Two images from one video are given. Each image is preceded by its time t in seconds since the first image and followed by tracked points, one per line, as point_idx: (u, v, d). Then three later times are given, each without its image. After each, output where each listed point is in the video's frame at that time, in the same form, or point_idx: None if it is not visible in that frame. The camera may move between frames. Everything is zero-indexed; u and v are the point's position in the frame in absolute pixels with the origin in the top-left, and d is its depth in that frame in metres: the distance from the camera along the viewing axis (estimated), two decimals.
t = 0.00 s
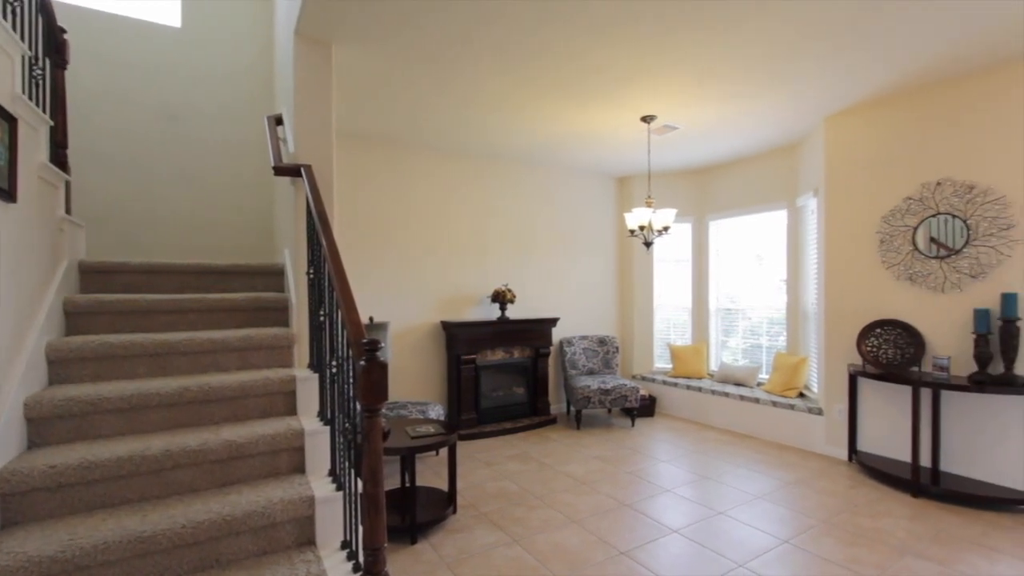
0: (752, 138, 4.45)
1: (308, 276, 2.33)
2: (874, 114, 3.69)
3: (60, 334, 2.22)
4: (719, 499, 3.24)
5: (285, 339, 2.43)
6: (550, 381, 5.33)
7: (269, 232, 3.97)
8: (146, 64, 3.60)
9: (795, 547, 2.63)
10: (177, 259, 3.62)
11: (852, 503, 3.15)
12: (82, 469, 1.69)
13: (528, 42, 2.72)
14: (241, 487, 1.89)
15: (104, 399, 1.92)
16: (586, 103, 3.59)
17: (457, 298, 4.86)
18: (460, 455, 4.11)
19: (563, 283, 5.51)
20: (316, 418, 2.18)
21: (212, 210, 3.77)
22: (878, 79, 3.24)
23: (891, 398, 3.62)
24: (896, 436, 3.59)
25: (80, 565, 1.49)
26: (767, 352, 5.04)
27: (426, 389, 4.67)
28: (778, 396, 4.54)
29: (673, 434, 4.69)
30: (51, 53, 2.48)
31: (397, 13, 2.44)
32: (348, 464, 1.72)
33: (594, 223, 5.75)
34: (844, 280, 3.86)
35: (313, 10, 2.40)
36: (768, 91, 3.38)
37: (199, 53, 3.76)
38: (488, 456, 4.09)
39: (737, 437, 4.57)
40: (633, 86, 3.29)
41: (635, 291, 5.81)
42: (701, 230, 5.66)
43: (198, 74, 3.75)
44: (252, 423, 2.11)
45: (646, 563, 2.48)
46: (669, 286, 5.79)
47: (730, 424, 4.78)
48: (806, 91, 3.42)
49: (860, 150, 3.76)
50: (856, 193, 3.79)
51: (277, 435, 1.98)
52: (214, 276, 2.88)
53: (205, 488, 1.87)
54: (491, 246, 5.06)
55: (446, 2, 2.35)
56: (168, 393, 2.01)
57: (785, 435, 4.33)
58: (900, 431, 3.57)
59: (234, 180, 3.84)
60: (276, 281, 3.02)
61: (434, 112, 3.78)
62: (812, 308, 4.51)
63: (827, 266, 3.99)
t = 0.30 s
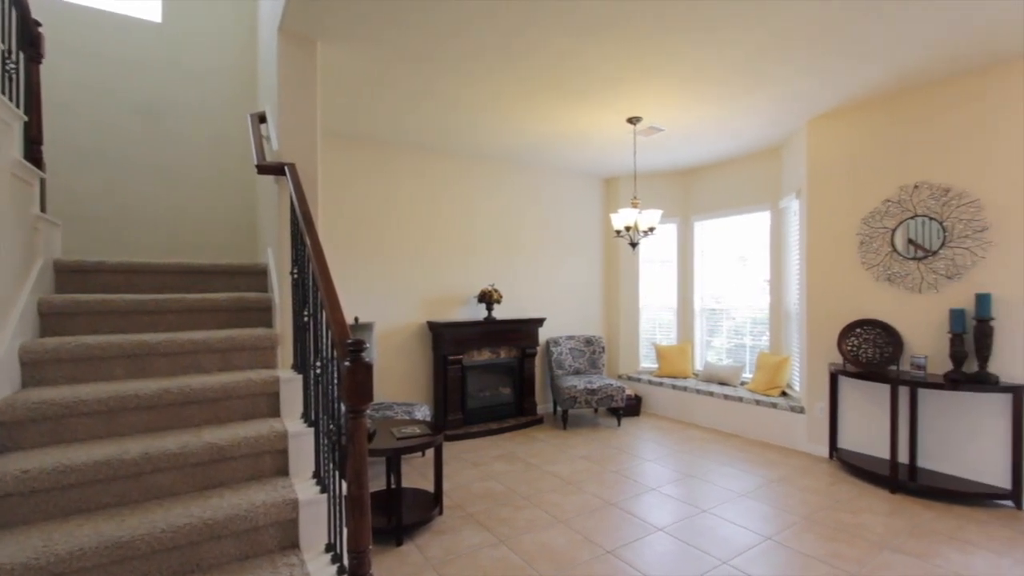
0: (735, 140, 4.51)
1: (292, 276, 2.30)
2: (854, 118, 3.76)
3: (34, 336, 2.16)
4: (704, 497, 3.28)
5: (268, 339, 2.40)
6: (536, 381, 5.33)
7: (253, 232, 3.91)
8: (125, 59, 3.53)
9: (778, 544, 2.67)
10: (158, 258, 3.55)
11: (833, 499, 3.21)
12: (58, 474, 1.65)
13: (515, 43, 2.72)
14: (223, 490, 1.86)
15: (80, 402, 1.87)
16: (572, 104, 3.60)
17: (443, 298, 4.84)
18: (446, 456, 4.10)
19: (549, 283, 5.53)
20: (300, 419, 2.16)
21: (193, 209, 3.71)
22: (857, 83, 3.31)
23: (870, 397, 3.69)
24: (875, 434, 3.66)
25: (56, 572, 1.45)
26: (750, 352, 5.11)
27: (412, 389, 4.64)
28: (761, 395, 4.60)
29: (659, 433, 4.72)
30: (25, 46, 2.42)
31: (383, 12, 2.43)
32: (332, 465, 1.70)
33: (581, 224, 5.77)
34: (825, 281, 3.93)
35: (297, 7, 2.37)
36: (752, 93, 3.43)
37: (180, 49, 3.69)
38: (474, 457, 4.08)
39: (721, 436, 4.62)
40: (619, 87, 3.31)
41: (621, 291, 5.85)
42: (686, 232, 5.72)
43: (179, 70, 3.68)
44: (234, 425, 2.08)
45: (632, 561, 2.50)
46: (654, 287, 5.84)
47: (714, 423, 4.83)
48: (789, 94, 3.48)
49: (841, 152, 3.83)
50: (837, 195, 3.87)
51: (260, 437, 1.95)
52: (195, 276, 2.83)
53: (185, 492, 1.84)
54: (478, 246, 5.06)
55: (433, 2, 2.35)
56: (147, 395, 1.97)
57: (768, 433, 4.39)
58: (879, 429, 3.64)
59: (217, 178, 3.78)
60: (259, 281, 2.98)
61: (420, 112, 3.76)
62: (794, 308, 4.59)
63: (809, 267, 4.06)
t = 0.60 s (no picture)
0: (717, 142, 4.57)
1: (272, 276, 2.26)
2: (830, 122, 3.85)
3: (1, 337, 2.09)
4: (686, 495, 3.31)
5: (248, 340, 2.36)
6: (521, 381, 5.34)
7: (232, 231, 3.85)
8: (99, 53, 3.44)
9: (758, 540, 2.71)
10: (134, 257, 3.47)
11: (812, 496, 3.27)
12: (26, 480, 1.59)
13: (499, 43, 2.72)
14: (201, 494, 1.82)
15: (51, 405, 1.82)
16: (556, 105, 3.61)
17: (427, 298, 4.82)
18: (430, 457, 4.08)
19: (534, 283, 5.54)
20: (280, 422, 2.12)
21: (171, 207, 3.63)
22: (834, 88, 3.38)
23: (847, 395, 3.77)
24: (852, 431, 3.74)
25: None
26: (731, 351, 5.18)
27: (396, 390, 4.61)
28: (742, 394, 4.67)
29: (642, 432, 4.77)
30: None
31: (365, 9, 2.41)
32: (313, 468, 1.68)
33: (565, 224, 5.80)
34: (804, 281, 4.01)
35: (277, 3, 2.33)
36: (733, 95, 3.47)
37: (156, 44, 3.61)
38: (458, 457, 4.07)
39: (703, 434, 4.68)
40: (603, 89, 3.33)
41: (605, 291, 5.89)
42: (669, 232, 5.78)
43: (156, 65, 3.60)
44: (212, 427, 2.04)
45: (615, 560, 2.51)
46: (638, 287, 5.89)
47: (695, 422, 4.89)
48: (769, 98, 3.54)
49: (820, 156, 3.91)
50: (816, 197, 3.95)
51: (239, 440, 1.92)
52: (172, 276, 2.77)
53: (162, 496, 1.80)
54: (463, 246, 5.04)
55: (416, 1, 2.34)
56: (122, 398, 1.92)
57: (748, 431, 4.46)
58: (855, 426, 3.72)
59: (195, 176, 3.71)
60: (238, 282, 2.93)
61: (404, 111, 3.74)
62: (773, 308, 4.67)
63: (788, 268, 4.13)
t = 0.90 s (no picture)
0: (697, 144, 4.63)
1: (250, 276, 2.22)
2: (807, 126, 3.93)
3: None
4: (668, 493, 3.35)
5: (225, 341, 2.31)
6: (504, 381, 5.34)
7: (210, 229, 3.76)
8: (70, 46, 3.35)
9: (737, 537, 2.75)
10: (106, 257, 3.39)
11: (789, 492, 3.34)
12: None
13: (482, 42, 2.72)
14: (177, 500, 1.78)
15: (17, 409, 1.76)
16: (540, 105, 3.62)
17: (410, 298, 4.79)
18: (413, 458, 4.05)
19: (517, 283, 5.54)
20: (259, 424, 2.09)
21: (146, 205, 3.55)
22: (811, 92, 3.45)
23: (823, 394, 3.86)
24: (829, 429, 3.83)
25: None
26: (712, 351, 5.26)
27: (378, 391, 4.57)
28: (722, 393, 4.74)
29: (624, 431, 4.80)
30: None
31: (346, 7, 2.38)
32: (293, 470, 1.65)
33: (549, 224, 5.82)
34: (782, 282, 4.09)
35: None
36: (713, 98, 3.52)
37: (130, 37, 3.52)
38: (441, 458, 4.05)
39: (684, 433, 4.74)
40: (586, 90, 3.35)
41: (588, 292, 5.92)
42: (651, 233, 5.84)
43: (130, 59, 3.52)
44: (188, 431, 2.00)
45: (598, 558, 2.53)
46: (620, 287, 5.93)
47: (677, 421, 4.95)
48: (748, 101, 3.60)
49: (798, 158, 3.99)
50: (793, 199, 4.03)
51: (216, 443, 1.88)
52: (146, 276, 2.71)
53: (135, 501, 1.75)
54: (446, 246, 5.03)
55: None
56: (94, 401, 1.87)
57: (728, 430, 4.53)
58: (831, 424, 3.81)
59: (171, 173, 3.62)
60: (216, 282, 2.87)
61: (386, 110, 3.71)
62: (752, 308, 4.74)
63: (767, 269, 4.21)
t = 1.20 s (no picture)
0: (681, 146, 4.68)
1: (231, 276, 2.18)
2: (788, 129, 4.00)
3: None
4: (653, 492, 3.38)
5: (205, 342, 2.27)
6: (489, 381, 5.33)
7: (190, 228, 3.67)
8: (43, 40, 3.27)
9: (721, 534, 2.78)
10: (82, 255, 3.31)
11: (771, 489, 3.39)
12: None
13: (468, 42, 2.71)
14: (155, 504, 1.74)
15: None
16: (526, 106, 3.62)
17: (395, 298, 4.76)
18: (398, 459, 4.03)
19: (503, 283, 5.54)
20: (240, 427, 2.05)
21: (123, 203, 3.46)
22: (792, 95, 3.51)
23: (804, 392, 3.92)
24: (810, 427, 3.90)
25: None
26: (696, 350, 5.31)
27: (362, 392, 4.54)
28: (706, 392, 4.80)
29: (609, 431, 4.83)
30: None
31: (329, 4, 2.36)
32: (275, 472, 1.63)
33: (535, 225, 5.83)
34: (764, 282, 4.16)
35: None
36: (697, 100, 3.56)
37: (107, 30, 3.44)
38: (427, 459, 4.04)
39: (668, 432, 4.78)
40: (571, 91, 3.36)
41: (573, 292, 5.94)
42: (636, 234, 5.89)
43: (106, 53, 3.44)
44: (166, 434, 1.95)
45: (583, 557, 2.54)
46: (606, 287, 5.96)
47: (661, 420, 4.99)
48: (730, 104, 3.65)
49: (779, 161, 4.06)
50: (775, 202, 4.09)
51: (195, 446, 1.84)
52: (123, 276, 2.65)
53: (112, 507, 1.71)
54: (431, 246, 5.00)
55: None
56: (67, 404, 1.82)
57: (711, 428, 4.58)
58: (812, 422, 3.88)
59: (149, 170, 3.54)
60: (196, 282, 2.82)
61: (370, 108, 3.67)
62: (735, 308, 4.81)
63: (750, 270, 4.27)
